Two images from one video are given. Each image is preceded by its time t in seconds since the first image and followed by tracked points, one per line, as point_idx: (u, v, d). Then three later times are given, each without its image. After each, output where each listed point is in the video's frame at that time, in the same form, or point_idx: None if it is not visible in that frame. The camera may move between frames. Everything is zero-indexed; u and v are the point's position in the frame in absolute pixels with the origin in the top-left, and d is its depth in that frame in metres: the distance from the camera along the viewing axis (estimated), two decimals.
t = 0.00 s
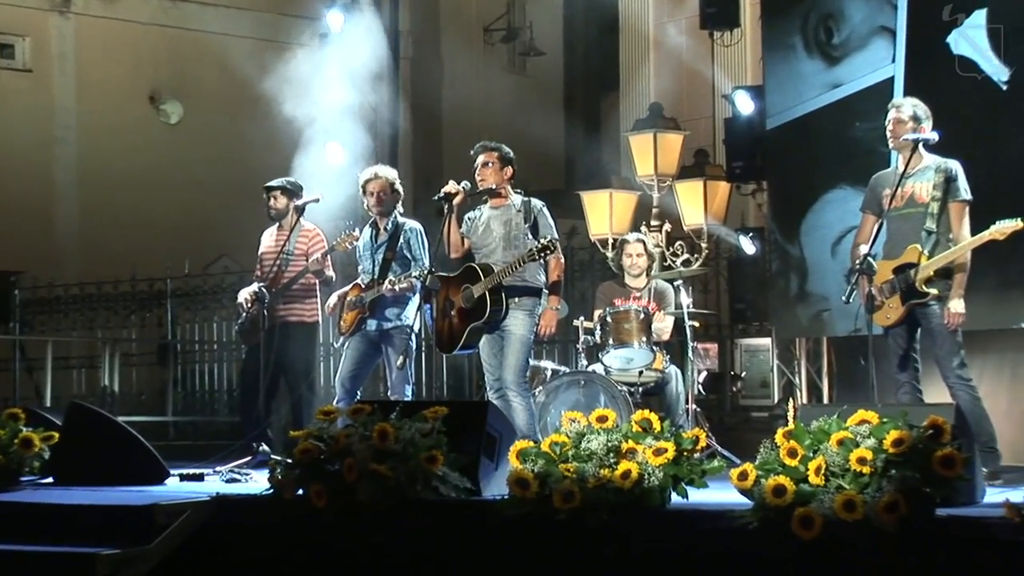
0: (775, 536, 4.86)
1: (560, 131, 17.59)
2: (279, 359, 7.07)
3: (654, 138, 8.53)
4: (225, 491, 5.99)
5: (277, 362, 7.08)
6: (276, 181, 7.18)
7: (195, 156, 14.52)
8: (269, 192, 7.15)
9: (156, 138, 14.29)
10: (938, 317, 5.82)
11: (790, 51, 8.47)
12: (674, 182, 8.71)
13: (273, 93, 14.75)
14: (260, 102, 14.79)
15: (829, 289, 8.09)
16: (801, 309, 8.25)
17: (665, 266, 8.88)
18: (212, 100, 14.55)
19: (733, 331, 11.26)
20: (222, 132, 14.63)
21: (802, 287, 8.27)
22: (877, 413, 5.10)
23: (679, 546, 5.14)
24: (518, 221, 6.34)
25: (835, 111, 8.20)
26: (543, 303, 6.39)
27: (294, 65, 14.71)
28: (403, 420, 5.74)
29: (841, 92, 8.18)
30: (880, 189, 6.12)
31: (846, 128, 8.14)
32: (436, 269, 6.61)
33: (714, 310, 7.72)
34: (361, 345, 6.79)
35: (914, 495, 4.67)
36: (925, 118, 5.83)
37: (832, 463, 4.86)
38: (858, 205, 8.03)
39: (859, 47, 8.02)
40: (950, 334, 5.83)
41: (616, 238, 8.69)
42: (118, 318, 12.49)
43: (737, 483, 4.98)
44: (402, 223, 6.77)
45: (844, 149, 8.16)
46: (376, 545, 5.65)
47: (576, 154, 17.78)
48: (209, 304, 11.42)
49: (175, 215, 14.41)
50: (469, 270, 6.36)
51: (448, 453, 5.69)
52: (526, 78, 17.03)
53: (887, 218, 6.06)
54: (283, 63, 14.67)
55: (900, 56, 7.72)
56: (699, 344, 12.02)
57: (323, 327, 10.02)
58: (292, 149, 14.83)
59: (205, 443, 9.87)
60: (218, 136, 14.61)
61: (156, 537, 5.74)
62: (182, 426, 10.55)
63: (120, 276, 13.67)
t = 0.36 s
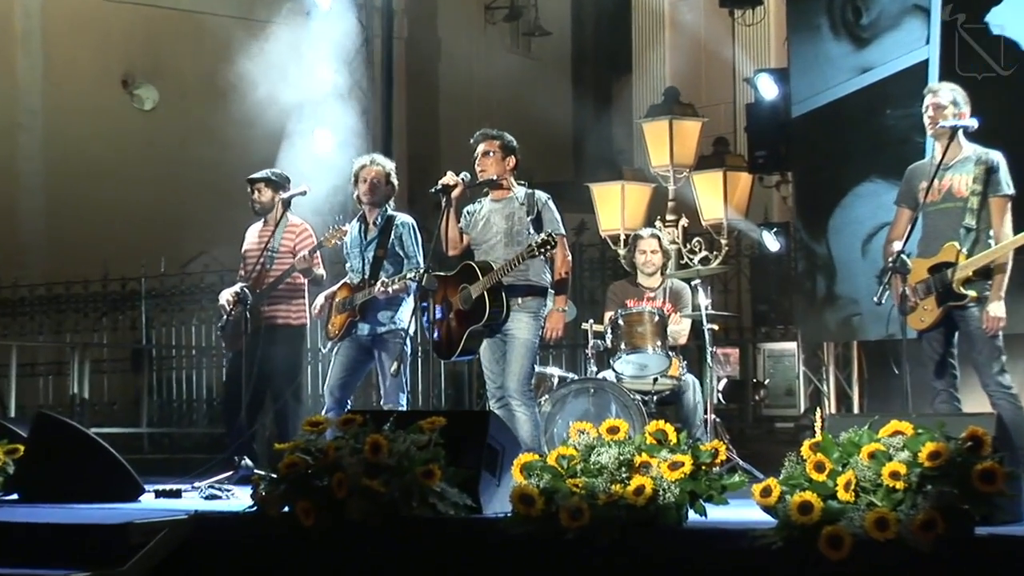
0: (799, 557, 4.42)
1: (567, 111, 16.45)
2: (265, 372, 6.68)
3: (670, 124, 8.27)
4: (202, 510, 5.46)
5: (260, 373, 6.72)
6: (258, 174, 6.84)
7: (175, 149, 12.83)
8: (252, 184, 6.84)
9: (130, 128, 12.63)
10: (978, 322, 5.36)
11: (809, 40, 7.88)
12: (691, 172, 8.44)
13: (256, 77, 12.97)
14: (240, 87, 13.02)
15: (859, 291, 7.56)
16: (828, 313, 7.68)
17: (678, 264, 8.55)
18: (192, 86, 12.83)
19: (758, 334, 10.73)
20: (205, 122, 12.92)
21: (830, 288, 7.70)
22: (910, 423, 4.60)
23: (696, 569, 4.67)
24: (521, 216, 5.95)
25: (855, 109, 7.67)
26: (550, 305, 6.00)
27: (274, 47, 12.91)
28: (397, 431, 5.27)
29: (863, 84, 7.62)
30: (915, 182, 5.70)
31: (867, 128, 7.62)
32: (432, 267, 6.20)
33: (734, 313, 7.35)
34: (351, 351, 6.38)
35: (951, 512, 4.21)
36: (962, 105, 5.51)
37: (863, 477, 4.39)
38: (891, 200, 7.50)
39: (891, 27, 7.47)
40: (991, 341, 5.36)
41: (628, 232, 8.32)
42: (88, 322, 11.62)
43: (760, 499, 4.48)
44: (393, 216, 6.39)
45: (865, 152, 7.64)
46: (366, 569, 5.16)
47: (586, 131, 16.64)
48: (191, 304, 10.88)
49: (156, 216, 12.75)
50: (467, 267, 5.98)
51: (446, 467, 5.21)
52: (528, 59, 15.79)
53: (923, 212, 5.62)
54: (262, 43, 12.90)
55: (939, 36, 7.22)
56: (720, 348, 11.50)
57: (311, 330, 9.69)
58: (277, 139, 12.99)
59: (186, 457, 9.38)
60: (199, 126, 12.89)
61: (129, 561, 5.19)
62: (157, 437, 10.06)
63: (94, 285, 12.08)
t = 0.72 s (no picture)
0: None
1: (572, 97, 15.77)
2: (241, 380, 6.42)
3: (684, 111, 8.02)
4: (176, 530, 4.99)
5: (238, 382, 6.42)
6: (235, 166, 6.49)
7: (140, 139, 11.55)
8: (230, 178, 6.49)
9: (93, 113, 11.40)
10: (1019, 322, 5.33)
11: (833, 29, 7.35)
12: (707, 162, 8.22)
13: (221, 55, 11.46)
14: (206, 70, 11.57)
15: (889, 293, 7.05)
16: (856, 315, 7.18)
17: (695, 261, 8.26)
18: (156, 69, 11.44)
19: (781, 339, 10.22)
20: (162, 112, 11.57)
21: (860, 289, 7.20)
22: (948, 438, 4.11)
23: None
24: (522, 210, 5.64)
25: (878, 115, 7.19)
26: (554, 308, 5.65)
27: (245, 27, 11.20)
28: (388, 445, 4.81)
29: (889, 79, 7.11)
30: (953, 173, 5.64)
31: (891, 137, 7.16)
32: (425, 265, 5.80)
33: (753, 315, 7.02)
34: (338, 355, 6.01)
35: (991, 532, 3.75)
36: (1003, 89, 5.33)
37: (894, 493, 3.94)
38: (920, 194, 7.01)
39: (922, 5, 6.88)
40: None
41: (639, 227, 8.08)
42: (51, 326, 10.87)
43: (782, 519, 4.04)
44: (386, 212, 6.01)
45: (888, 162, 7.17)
46: None
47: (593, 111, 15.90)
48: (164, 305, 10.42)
49: (116, 219, 11.57)
50: (464, 265, 5.64)
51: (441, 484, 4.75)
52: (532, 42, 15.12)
53: (961, 205, 5.54)
54: (229, 22, 11.30)
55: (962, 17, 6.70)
56: (740, 354, 11.06)
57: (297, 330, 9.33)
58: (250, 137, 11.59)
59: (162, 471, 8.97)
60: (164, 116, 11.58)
61: None
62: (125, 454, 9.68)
63: (57, 285, 11.17)
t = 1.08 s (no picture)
0: None
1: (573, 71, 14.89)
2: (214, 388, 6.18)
3: (694, 93, 7.65)
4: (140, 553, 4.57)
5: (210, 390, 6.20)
6: (214, 154, 6.30)
7: (96, 128, 10.62)
8: (208, 164, 6.31)
9: (47, 95, 10.42)
10: None
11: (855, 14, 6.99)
12: (720, 149, 7.79)
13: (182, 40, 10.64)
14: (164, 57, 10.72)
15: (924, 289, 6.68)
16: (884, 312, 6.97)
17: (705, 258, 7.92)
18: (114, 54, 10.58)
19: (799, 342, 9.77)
20: (120, 101, 10.67)
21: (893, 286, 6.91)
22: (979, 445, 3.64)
23: None
24: (519, 202, 5.24)
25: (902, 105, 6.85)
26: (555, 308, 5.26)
27: (204, 10, 10.48)
28: (371, 460, 4.30)
29: (917, 66, 6.75)
30: (989, 162, 5.35)
31: (917, 128, 6.81)
32: (409, 261, 5.51)
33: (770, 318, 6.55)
34: (315, 362, 5.72)
35: None
36: None
37: (921, 509, 3.49)
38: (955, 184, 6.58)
39: None
40: None
41: (645, 222, 7.68)
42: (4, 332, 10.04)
43: (801, 540, 3.61)
44: (368, 204, 5.79)
45: (917, 155, 6.81)
46: None
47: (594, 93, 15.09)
48: (123, 313, 9.54)
49: (67, 217, 10.54)
50: (452, 262, 5.26)
51: (428, 501, 4.25)
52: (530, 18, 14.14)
53: (998, 197, 5.24)
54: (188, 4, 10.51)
55: (962, 13, 6.41)
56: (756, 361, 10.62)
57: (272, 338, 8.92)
58: (210, 127, 10.83)
59: (124, 489, 8.53)
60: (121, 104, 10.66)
61: None
62: (87, 471, 9.21)
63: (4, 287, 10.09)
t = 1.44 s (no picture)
0: None
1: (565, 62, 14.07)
2: (179, 401, 6.25)
3: (695, 85, 7.38)
4: None
5: (177, 403, 6.26)
6: (177, 160, 6.29)
7: (50, 131, 10.80)
8: (170, 168, 6.32)
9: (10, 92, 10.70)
10: None
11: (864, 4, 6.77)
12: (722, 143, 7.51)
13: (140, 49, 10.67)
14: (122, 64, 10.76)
15: (938, 293, 6.51)
16: (891, 317, 6.72)
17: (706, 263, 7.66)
18: (72, 51, 10.68)
19: (806, 351, 9.45)
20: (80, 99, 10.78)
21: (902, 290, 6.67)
22: (999, 461, 3.24)
23: None
24: (513, 200, 4.99)
25: (911, 99, 6.61)
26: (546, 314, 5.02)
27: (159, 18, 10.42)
28: (350, 476, 3.52)
29: (928, 58, 6.54)
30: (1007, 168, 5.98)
31: (926, 123, 6.56)
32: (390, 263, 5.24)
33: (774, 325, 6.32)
34: (291, 371, 5.49)
35: None
36: None
37: (934, 530, 3.07)
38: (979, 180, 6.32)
39: None
40: None
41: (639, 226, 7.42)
42: None
43: (808, 562, 3.20)
44: (348, 205, 5.52)
45: (927, 153, 6.55)
46: None
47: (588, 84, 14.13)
48: (83, 319, 9.29)
49: (26, 215, 10.77)
50: (439, 262, 5.01)
51: (414, 523, 3.48)
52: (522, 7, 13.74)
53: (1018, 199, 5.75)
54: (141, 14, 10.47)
55: (962, 13, 6.41)
56: (761, 373, 10.31)
57: (244, 350, 8.76)
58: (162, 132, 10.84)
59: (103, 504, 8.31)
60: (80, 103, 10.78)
61: None
62: (48, 489, 9.01)
63: None
